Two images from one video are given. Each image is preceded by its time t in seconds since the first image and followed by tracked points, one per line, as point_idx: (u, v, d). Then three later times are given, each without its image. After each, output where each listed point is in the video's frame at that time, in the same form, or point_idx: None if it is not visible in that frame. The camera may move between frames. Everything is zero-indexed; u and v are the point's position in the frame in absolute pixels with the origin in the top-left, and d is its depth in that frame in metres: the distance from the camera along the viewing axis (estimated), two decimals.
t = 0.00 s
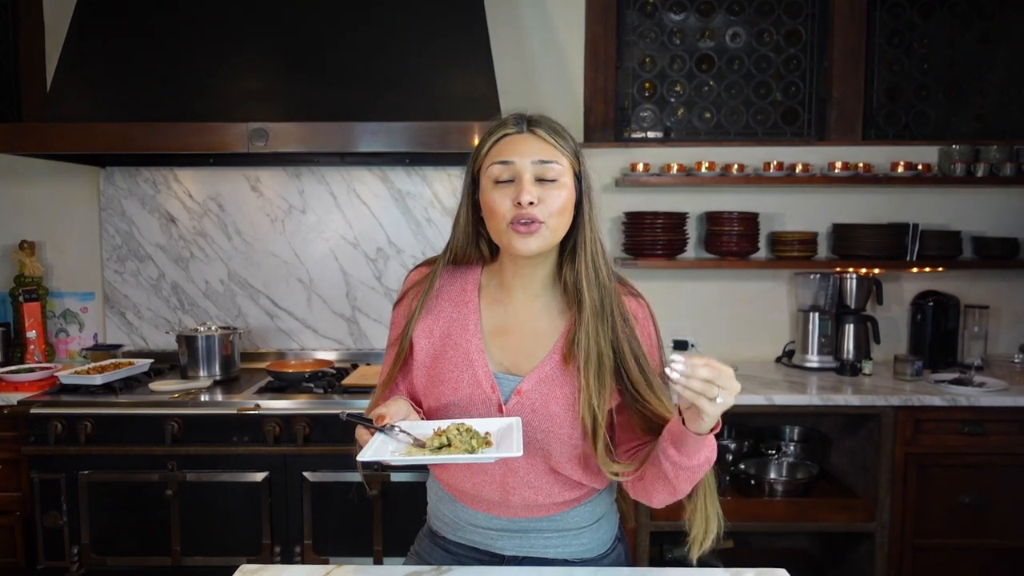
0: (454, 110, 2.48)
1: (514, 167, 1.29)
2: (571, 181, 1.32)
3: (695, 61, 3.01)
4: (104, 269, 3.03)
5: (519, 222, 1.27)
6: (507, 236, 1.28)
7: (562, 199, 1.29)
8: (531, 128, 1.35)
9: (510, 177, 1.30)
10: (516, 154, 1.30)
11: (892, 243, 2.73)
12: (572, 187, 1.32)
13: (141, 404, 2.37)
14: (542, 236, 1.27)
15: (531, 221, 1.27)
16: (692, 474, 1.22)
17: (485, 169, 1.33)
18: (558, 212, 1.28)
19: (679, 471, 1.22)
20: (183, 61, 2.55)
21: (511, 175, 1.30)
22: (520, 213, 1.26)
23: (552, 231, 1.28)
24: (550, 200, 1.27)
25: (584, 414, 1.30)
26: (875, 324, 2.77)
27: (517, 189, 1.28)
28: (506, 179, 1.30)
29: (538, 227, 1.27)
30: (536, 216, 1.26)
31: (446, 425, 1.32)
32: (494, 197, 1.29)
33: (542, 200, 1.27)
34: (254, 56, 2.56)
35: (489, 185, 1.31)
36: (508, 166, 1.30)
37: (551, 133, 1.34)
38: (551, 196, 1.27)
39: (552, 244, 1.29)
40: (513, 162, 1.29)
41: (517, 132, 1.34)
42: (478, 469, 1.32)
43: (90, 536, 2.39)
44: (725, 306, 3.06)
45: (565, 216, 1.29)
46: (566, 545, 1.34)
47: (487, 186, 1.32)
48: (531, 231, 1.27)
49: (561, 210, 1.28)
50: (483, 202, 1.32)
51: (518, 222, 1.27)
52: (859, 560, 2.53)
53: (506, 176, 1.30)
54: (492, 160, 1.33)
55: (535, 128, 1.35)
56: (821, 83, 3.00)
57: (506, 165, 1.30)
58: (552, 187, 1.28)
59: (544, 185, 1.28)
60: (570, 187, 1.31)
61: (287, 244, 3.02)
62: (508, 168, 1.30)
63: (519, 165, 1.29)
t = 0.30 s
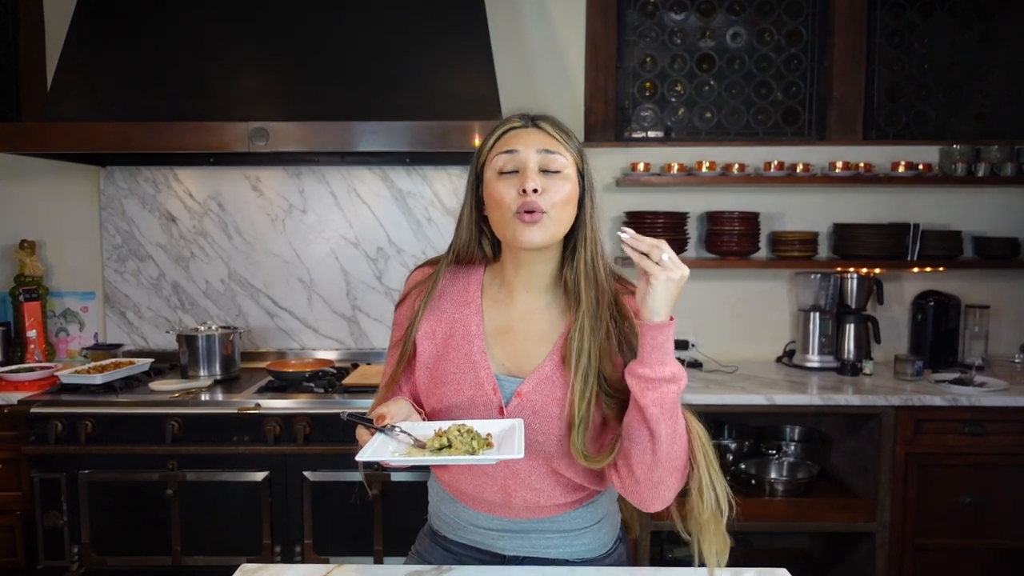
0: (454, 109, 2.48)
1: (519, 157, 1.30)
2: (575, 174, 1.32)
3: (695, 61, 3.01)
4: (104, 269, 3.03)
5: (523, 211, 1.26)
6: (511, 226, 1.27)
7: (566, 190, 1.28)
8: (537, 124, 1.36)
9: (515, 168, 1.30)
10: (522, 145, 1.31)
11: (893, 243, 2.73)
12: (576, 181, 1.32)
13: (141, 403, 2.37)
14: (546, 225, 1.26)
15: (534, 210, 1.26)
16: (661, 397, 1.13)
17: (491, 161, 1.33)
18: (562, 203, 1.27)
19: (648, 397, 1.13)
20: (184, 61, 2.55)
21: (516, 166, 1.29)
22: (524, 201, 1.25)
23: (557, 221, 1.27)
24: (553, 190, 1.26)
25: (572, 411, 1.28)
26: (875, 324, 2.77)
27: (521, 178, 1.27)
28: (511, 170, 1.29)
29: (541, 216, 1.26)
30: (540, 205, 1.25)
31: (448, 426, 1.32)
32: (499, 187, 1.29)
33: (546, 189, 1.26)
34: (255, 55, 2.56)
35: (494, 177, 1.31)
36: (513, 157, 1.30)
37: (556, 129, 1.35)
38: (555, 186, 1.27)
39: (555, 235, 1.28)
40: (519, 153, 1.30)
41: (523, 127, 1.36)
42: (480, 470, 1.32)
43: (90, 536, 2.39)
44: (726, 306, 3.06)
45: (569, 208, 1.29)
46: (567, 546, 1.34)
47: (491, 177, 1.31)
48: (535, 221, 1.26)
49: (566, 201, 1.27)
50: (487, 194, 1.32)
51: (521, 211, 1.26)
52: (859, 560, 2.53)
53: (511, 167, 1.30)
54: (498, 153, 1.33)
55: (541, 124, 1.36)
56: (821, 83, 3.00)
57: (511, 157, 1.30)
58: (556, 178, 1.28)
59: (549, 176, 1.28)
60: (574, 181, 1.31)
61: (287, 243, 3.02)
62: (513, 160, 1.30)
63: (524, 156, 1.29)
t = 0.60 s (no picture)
0: (456, 109, 2.48)
1: (513, 160, 1.29)
2: (569, 175, 1.32)
3: (696, 60, 3.00)
4: (105, 268, 3.03)
5: (516, 214, 1.26)
6: (503, 229, 1.27)
7: (560, 192, 1.28)
8: (532, 125, 1.36)
9: (508, 171, 1.30)
10: (516, 147, 1.31)
11: (895, 242, 2.72)
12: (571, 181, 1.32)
13: (143, 403, 2.38)
14: (540, 228, 1.26)
15: (528, 212, 1.26)
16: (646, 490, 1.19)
17: (485, 163, 1.33)
18: (557, 206, 1.27)
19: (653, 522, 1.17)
20: (185, 61, 2.55)
21: (510, 169, 1.29)
22: (516, 203, 1.26)
23: (551, 224, 1.27)
24: (547, 193, 1.27)
25: (578, 420, 1.30)
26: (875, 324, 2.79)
27: (514, 181, 1.27)
28: (505, 173, 1.29)
29: (534, 218, 1.26)
30: (534, 207, 1.25)
31: (447, 430, 1.32)
32: (491, 190, 1.29)
33: (539, 192, 1.26)
34: (256, 55, 2.56)
35: (488, 179, 1.31)
36: (507, 160, 1.30)
37: (551, 130, 1.35)
38: (549, 189, 1.27)
39: (549, 238, 1.28)
40: (512, 154, 1.30)
41: (518, 129, 1.35)
42: (479, 472, 1.32)
43: (91, 536, 2.39)
44: (727, 306, 3.05)
45: (563, 210, 1.29)
46: (567, 547, 1.34)
47: (486, 180, 1.31)
48: (528, 223, 1.26)
49: (560, 204, 1.28)
50: (481, 196, 1.32)
51: (515, 214, 1.26)
52: (860, 560, 2.53)
53: (505, 170, 1.30)
54: (492, 155, 1.33)
55: (535, 125, 1.35)
56: (823, 82, 2.99)
57: (505, 160, 1.30)
58: (551, 181, 1.28)
59: (544, 179, 1.28)
60: (569, 183, 1.31)
61: (288, 243, 3.02)
62: (507, 162, 1.30)
63: (517, 158, 1.29)
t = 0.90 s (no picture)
0: (456, 109, 2.48)
1: (514, 165, 1.29)
2: (572, 181, 1.31)
3: (697, 60, 3.00)
4: (106, 268, 3.03)
5: (517, 221, 1.26)
6: (505, 237, 1.27)
7: (563, 198, 1.28)
8: (533, 128, 1.35)
9: (511, 176, 1.29)
10: (517, 151, 1.30)
11: (895, 242, 2.72)
12: (574, 187, 1.32)
13: (143, 403, 2.37)
14: (543, 237, 1.26)
15: (530, 220, 1.26)
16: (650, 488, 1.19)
17: (484, 168, 1.33)
18: (560, 213, 1.27)
19: (653, 493, 1.19)
20: (185, 60, 2.55)
21: (511, 175, 1.29)
22: (518, 211, 1.26)
23: (554, 233, 1.27)
24: (550, 200, 1.26)
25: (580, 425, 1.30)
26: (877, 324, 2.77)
27: (516, 188, 1.27)
28: (506, 179, 1.29)
29: (537, 226, 1.26)
30: (536, 215, 1.26)
31: (449, 443, 1.30)
32: (492, 196, 1.29)
33: (542, 200, 1.26)
34: (256, 55, 2.56)
35: (488, 185, 1.31)
36: (508, 165, 1.29)
37: (552, 133, 1.34)
38: (551, 196, 1.27)
39: (552, 246, 1.28)
40: (514, 159, 1.29)
41: (518, 132, 1.34)
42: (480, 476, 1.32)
43: (92, 536, 2.39)
44: (728, 306, 3.05)
45: (566, 217, 1.29)
46: (568, 547, 1.34)
47: (486, 185, 1.31)
48: (530, 232, 1.26)
49: (563, 211, 1.28)
50: (481, 202, 1.32)
51: (517, 221, 1.26)
52: (861, 560, 2.52)
53: (506, 176, 1.29)
54: (492, 159, 1.32)
55: (537, 128, 1.35)
56: (823, 82, 2.99)
57: (506, 165, 1.29)
58: (553, 187, 1.28)
59: (546, 185, 1.28)
60: (572, 189, 1.30)
61: (288, 243, 3.02)
62: (508, 168, 1.29)
63: (520, 163, 1.29)
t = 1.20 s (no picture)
0: (456, 108, 2.47)
1: (511, 178, 1.28)
2: (570, 193, 1.31)
3: (697, 59, 3.00)
4: (105, 268, 3.03)
5: (514, 236, 1.27)
6: (502, 252, 1.29)
7: (560, 213, 1.28)
8: (529, 135, 1.32)
9: (507, 188, 1.29)
10: (513, 164, 1.28)
11: (896, 241, 2.71)
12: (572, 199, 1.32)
13: (143, 403, 2.37)
14: (540, 252, 1.28)
15: (526, 236, 1.27)
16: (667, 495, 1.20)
17: (480, 178, 1.32)
18: (556, 228, 1.28)
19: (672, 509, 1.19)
20: (184, 60, 2.54)
21: (508, 187, 1.29)
22: (515, 228, 1.26)
23: (550, 247, 1.28)
24: (547, 215, 1.27)
25: (580, 426, 1.30)
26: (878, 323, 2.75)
27: (513, 203, 1.27)
28: (503, 191, 1.29)
29: (534, 242, 1.27)
30: (534, 232, 1.27)
31: (449, 448, 1.30)
32: (488, 209, 1.29)
33: (538, 216, 1.27)
34: (256, 54, 2.55)
35: (485, 196, 1.31)
36: (504, 177, 1.28)
37: (548, 141, 1.32)
38: (548, 211, 1.27)
39: (549, 260, 1.29)
40: (510, 173, 1.28)
41: (514, 140, 1.32)
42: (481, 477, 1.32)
43: (91, 536, 2.39)
44: (728, 305, 3.05)
45: (562, 232, 1.29)
46: (568, 547, 1.33)
47: (483, 196, 1.31)
48: (528, 248, 1.27)
49: (560, 226, 1.28)
50: (478, 213, 1.32)
51: (513, 237, 1.27)
52: (862, 560, 2.52)
53: (503, 188, 1.29)
54: (489, 169, 1.31)
55: (533, 136, 1.32)
56: (823, 81, 2.99)
57: (502, 176, 1.29)
58: (550, 201, 1.28)
59: (543, 199, 1.28)
60: (568, 202, 1.30)
61: (288, 243, 3.02)
62: (505, 179, 1.29)
63: (516, 177, 1.28)
